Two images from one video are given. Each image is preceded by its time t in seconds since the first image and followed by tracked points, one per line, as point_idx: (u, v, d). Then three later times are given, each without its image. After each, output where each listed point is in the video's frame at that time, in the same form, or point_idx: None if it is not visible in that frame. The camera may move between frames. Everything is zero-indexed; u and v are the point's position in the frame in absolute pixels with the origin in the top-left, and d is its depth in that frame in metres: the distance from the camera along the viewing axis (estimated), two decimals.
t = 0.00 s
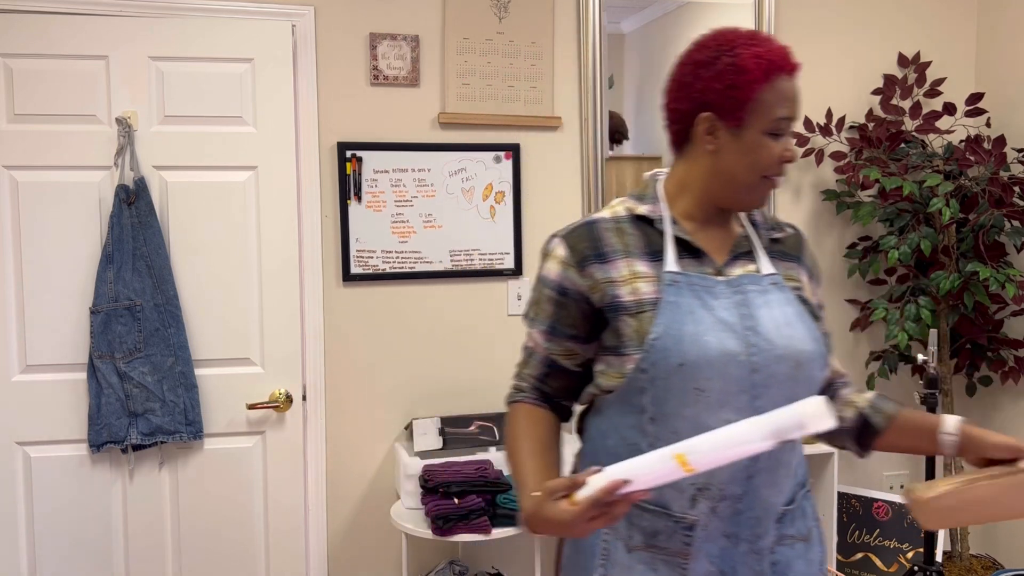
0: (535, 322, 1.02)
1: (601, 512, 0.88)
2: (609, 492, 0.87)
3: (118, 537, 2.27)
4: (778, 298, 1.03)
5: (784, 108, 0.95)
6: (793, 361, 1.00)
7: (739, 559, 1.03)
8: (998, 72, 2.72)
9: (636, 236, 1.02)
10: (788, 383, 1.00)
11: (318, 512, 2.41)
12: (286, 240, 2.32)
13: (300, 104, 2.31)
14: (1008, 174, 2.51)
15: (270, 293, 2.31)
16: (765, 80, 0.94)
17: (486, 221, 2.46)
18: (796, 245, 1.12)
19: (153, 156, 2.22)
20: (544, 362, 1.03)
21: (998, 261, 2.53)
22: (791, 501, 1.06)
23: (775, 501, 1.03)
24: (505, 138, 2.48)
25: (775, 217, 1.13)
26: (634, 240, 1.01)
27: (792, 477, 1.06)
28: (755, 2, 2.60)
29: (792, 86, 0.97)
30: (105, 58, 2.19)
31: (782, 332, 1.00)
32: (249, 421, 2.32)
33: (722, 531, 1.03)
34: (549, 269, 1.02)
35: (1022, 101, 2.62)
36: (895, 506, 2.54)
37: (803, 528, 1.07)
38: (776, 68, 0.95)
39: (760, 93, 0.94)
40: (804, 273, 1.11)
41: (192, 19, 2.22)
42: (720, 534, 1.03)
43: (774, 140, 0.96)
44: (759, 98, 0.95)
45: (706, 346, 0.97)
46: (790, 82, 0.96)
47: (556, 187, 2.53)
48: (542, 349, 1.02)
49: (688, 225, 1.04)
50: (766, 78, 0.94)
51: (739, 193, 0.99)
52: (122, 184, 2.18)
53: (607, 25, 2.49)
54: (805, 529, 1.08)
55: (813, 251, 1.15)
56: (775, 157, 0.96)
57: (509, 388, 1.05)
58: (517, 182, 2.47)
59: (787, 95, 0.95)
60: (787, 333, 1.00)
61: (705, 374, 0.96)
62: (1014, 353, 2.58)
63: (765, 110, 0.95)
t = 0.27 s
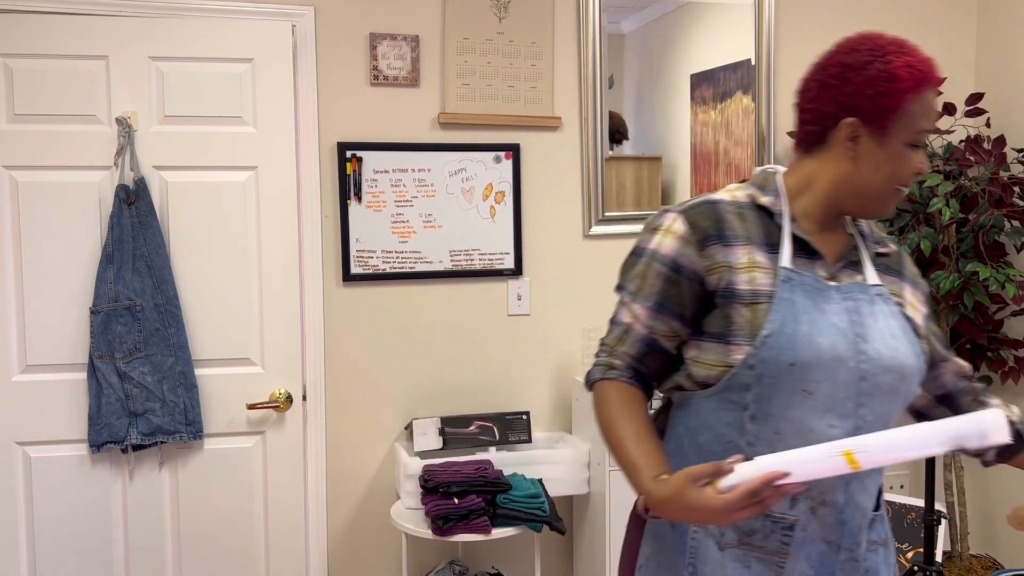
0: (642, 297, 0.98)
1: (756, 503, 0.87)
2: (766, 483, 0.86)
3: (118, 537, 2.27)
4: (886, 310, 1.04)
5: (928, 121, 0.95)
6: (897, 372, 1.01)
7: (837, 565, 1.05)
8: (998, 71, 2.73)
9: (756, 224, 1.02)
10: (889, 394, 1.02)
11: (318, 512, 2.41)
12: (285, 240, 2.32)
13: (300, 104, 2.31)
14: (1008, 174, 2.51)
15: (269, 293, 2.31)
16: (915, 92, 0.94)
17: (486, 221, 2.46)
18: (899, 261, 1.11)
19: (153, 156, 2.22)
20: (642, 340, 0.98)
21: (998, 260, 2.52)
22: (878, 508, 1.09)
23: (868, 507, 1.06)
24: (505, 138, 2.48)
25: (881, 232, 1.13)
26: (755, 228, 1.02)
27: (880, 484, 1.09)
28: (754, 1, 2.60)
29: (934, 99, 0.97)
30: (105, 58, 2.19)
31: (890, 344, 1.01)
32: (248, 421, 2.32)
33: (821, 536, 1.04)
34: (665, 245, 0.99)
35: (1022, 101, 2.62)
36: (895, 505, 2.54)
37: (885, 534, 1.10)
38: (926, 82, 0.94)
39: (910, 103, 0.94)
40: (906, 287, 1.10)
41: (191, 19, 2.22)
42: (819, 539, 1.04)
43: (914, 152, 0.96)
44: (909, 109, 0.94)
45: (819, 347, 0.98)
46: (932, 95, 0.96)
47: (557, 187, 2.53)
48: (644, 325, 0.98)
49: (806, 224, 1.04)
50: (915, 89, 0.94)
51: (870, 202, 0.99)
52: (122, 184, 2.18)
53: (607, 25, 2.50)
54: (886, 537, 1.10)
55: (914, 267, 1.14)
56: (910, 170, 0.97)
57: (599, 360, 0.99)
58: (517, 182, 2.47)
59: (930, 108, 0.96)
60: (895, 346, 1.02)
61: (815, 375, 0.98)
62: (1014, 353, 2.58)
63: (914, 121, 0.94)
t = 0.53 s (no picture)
0: (720, 274, 0.95)
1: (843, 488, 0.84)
2: (858, 469, 0.84)
3: (118, 537, 2.28)
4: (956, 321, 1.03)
5: (1014, 146, 0.92)
6: (959, 384, 1.01)
7: (874, 562, 1.05)
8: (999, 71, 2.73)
9: (838, 217, 1.00)
10: (950, 403, 1.02)
11: (317, 512, 2.41)
12: (285, 240, 2.32)
13: (300, 104, 2.32)
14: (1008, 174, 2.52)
15: (269, 293, 2.31)
16: (1006, 113, 0.91)
17: (486, 221, 2.46)
18: (957, 277, 1.11)
19: (152, 156, 2.22)
20: (712, 317, 0.94)
21: (998, 260, 2.52)
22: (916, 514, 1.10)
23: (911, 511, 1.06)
24: (505, 138, 2.48)
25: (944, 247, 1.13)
26: (837, 220, 0.99)
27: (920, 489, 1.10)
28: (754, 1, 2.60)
29: None
30: (105, 59, 2.19)
31: (959, 355, 1.00)
32: (248, 421, 2.32)
33: (865, 532, 1.03)
34: (750, 222, 0.96)
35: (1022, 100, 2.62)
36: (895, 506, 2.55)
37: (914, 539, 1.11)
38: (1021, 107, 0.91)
39: (998, 122, 0.91)
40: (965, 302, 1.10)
41: (190, 19, 2.22)
42: (862, 535, 1.03)
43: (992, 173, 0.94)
44: (995, 128, 0.91)
45: (898, 348, 0.96)
46: None
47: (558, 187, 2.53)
48: (716, 303, 0.94)
49: (879, 221, 1.02)
50: (1008, 110, 0.91)
51: (936, 214, 0.98)
52: (122, 184, 2.18)
53: (607, 26, 2.50)
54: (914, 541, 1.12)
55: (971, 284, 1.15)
56: (983, 191, 0.94)
57: (660, 327, 0.94)
58: (517, 182, 2.47)
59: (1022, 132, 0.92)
60: (963, 359, 1.01)
61: (889, 377, 0.96)
62: (1013, 353, 2.58)
63: (999, 142, 0.92)
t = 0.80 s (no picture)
0: (722, 280, 0.94)
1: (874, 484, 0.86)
2: (893, 462, 0.85)
3: (118, 537, 2.28)
4: (953, 314, 1.05)
5: (976, 131, 0.91)
6: (964, 374, 1.03)
7: (894, 560, 1.05)
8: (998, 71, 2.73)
9: (836, 216, 1.00)
10: (957, 394, 1.03)
11: (317, 512, 2.41)
12: (285, 239, 2.32)
13: (300, 104, 2.32)
14: (1008, 173, 2.52)
15: (269, 293, 2.31)
16: (964, 96, 0.91)
17: (486, 221, 2.46)
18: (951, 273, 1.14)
19: (152, 156, 2.22)
20: (721, 325, 0.93)
21: (998, 261, 2.52)
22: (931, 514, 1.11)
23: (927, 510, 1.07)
24: (505, 138, 2.48)
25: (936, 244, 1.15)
26: (836, 220, 0.99)
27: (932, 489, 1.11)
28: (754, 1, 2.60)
29: (1000, 115, 0.91)
30: (105, 59, 2.19)
31: (961, 347, 1.02)
32: (248, 421, 2.32)
33: (884, 531, 1.03)
34: (750, 227, 0.95)
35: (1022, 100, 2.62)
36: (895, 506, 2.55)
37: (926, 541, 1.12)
38: (982, 89, 0.90)
39: (955, 105, 0.91)
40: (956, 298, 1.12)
41: (190, 19, 2.22)
42: (882, 533, 1.03)
43: (955, 158, 0.92)
44: (952, 111, 0.91)
45: (906, 341, 0.96)
46: (998, 111, 0.91)
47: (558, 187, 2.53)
48: (725, 311, 0.93)
49: (873, 219, 1.02)
50: (965, 93, 0.90)
51: (906, 202, 0.97)
52: (122, 184, 2.18)
53: (607, 26, 2.50)
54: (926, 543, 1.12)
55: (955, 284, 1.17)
56: (946, 174, 0.93)
57: (669, 342, 0.93)
58: (517, 182, 2.47)
59: (986, 119, 0.91)
60: (965, 350, 1.02)
61: (899, 370, 0.96)
62: (1013, 353, 2.58)
63: (957, 124, 0.91)
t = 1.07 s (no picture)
0: (651, 296, 0.96)
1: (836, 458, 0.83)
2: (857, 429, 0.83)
3: (118, 537, 2.28)
4: (897, 300, 1.02)
5: (871, 120, 0.91)
6: (910, 358, 1.00)
7: (859, 556, 1.01)
8: (998, 71, 2.73)
9: (762, 220, 1.00)
10: (905, 379, 1.00)
11: (317, 512, 2.41)
12: (285, 239, 2.32)
13: (300, 104, 2.32)
14: (1007, 174, 2.52)
15: (270, 293, 2.32)
16: (856, 86, 0.91)
17: (486, 221, 2.46)
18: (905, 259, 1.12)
19: (152, 156, 2.22)
20: (662, 339, 0.95)
21: (998, 261, 2.53)
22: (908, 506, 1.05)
23: (897, 501, 1.02)
24: (505, 138, 2.48)
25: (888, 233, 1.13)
26: (762, 224, 1.00)
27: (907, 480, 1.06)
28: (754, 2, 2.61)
29: (896, 101, 0.91)
30: (105, 58, 2.19)
31: (903, 331, 1.00)
32: (248, 421, 2.32)
33: (842, 524, 1.00)
34: (674, 243, 0.97)
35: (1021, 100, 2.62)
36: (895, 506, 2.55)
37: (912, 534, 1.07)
38: (876, 78, 0.90)
39: (848, 98, 0.91)
40: (913, 287, 1.11)
41: (190, 19, 2.23)
42: (840, 527, 1.00)
43: (858, 149, 0.92)
44: (846, 103, 0.92)
45: (832, 330, 0.95)
46: (895, 97, 0.91)
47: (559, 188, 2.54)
48: (661, 324, 0.95)
49: (806, 221, 1.02)
50: (858, 83, 0.91)
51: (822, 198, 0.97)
52: (122, 184, 2.18)
53: (607, 26, 2.50)
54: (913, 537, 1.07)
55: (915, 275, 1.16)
56: (852, 165, 0.92)
57: (617, 365, 0.96)
58: (517, 181, 2.47)
59: (880, 106, 0.90)
60: (908, 334, 1.00)
61: (828, 360, 0.95)
62: (1013, 353, 2.58)
63: (853, 115, 0.91)
